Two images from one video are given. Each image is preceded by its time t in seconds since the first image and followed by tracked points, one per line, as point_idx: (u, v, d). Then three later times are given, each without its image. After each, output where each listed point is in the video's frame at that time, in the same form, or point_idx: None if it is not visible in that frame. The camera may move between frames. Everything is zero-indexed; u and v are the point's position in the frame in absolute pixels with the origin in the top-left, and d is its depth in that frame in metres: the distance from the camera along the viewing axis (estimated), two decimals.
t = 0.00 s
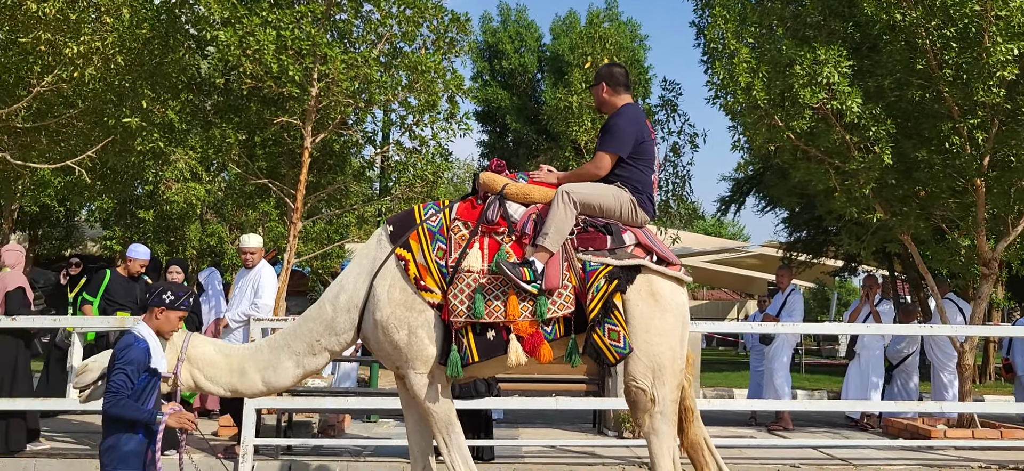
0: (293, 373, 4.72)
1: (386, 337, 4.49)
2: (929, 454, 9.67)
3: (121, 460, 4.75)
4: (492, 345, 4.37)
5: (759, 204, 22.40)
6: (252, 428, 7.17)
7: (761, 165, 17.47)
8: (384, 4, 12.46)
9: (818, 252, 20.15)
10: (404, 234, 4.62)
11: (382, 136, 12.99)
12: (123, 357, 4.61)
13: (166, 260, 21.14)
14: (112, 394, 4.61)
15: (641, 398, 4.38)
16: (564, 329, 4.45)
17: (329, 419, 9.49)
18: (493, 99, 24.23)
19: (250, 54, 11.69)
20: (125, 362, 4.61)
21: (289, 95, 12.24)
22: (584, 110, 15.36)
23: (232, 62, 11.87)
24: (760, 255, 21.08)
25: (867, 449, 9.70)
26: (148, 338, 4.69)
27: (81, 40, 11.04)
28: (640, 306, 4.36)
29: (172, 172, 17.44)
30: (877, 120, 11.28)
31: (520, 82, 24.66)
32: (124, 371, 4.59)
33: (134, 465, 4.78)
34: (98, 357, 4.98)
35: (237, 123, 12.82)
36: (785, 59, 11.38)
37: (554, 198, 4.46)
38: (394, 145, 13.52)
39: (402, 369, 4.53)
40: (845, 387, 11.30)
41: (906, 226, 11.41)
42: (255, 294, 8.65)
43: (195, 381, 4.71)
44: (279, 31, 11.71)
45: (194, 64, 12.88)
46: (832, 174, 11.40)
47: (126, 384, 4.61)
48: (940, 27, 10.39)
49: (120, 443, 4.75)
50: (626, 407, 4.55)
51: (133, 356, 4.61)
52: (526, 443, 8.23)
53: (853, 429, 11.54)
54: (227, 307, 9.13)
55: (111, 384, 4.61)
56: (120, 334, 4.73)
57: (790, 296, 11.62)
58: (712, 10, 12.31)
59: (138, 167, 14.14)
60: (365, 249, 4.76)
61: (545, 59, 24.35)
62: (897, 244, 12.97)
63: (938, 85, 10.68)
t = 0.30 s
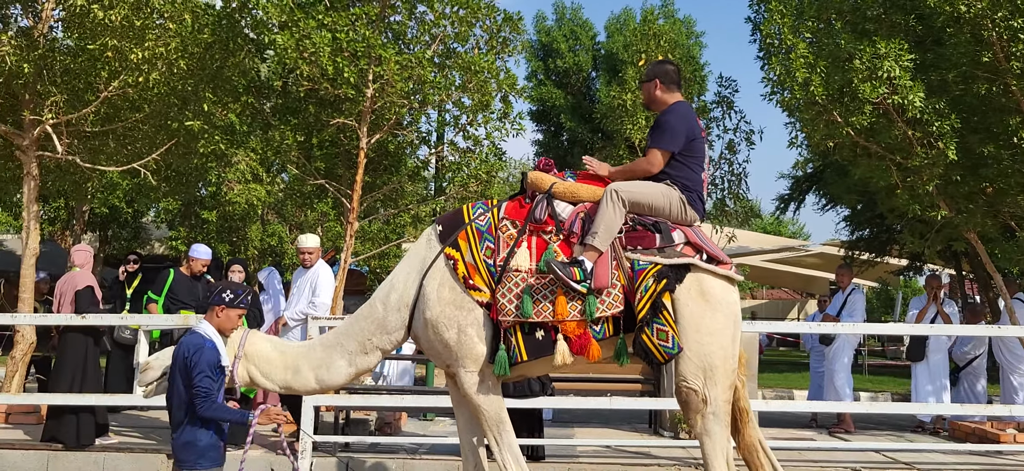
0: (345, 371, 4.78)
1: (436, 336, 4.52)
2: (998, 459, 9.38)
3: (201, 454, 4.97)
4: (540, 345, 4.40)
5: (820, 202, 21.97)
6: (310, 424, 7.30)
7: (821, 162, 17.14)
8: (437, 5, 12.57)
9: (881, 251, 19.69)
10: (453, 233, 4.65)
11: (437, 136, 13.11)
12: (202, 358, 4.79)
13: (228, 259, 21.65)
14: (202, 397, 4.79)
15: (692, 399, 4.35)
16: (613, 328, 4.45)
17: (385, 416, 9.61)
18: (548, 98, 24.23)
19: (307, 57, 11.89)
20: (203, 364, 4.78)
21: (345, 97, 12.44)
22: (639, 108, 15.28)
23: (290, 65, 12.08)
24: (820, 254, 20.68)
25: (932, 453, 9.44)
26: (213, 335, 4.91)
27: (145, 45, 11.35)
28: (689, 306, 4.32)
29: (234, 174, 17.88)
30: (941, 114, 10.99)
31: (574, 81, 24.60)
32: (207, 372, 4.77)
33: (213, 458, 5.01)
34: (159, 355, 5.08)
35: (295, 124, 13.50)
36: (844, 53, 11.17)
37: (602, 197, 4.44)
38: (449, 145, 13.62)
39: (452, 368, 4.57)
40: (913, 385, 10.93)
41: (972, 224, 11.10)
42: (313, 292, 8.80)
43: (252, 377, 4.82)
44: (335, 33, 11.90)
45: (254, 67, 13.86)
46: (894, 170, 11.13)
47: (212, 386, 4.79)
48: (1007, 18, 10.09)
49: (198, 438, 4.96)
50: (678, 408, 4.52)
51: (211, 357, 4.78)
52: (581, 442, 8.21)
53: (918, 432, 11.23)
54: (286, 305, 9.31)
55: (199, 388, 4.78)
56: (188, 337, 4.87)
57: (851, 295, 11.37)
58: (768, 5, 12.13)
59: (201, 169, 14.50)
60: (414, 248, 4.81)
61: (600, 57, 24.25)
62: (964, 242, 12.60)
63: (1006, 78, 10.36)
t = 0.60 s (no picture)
0: (347, 372, 4.78)
1: (436, 335, 4.54)
2: (1006, 458, 9.34)
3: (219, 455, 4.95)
4: (539, 341, 4.40)
5: (827, 202, 21.90)
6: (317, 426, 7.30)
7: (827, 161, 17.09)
8: (442, 6, 12.59)
9: (889, 250, 19.64)
10: (453, 233, 4.65)
11: (442, 136, 13.13)
12: (227, 361, 4.77)
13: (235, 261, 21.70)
14: (238, 399, 4.76)
15: (693, 398, 4.34)
16: (613, 326, 4.43)
17: (391, 417, 9.61)
18: (553, 99, 24.21)
19: (312, 58, 11.93)
20: (227, 366, 4.76)
21: (350, 98, 12.47)
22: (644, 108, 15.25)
23: (295, 66, 12.11)
24: (828, 253, 20.62)
25: (940, 452, 9.41)
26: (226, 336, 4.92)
27: (151, 47, 11.36)
28: (689, 304, 4.29)
29: (241, 175, 17.93)
30: (947, 112, 10.96)
31: (580, 80, 24.56)
32: (236, 374, 4.76)
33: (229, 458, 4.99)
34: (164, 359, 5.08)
35: (302, 126, 13.49)
36: (849, 51, 11.08)
37: (601, 194, 4.46)
38: (454, 145, 13.64)
39: (453, 367, 4.59)
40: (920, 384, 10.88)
41: (980, 222, 11.06)
42: (319, 293, 8.82)
43: (257, 381, 4.84)
44: (339, 34, 11.92)
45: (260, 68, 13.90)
46: (901, 169, 11.09)
47: (242, 387, 4.77)
48: (1014, 16, 10.06)
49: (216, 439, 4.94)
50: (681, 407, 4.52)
51: (234, 359, 4.78)
52: (587, 442, 8.21)
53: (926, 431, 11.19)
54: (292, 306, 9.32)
55: (233, 391, 4.75)
56: (206, 340, 4.84)
57: (859, 294, 11.33)
58: (773, 4, 12.11)
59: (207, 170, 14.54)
60: (414, 248, 4.82)
61: (606, 57, 24.20)
62: (971, 241, 12.55)
63: (1013, 76, 10.33)
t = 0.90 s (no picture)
0: (349, 376, 4.78)
1: (433, 336, 4.54)
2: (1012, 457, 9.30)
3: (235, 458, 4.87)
4: (535, 341, 4.39)
5: (831, 201, 21.86)
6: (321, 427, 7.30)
7: (831, 160, 17.06)
8: (445, 6, 12.59)
9: (894, 249, 19.60)
10: (450, 235, 4.66)
11: (446, 137, 13.14)
12: (247, 362, 4.75)
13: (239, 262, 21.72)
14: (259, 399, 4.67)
15: (693, 398, 4.33)
16: (608, 324, 4.44)
17: (395, 418, 9.60)
18: (558, 99, 24.20)
19: (315, 60, 11.95)
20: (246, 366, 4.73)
21: (354, 98, 12.49)
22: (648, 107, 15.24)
23: (298, 68, 12.14)
24: (833, 253, 20.57)
25: (946, 452, 9.39)
26: (244, 339, 4.88)
27: (155, 49, 11.38)
28: (685, 304, 4.29)
29: (246, 177, 17.98)
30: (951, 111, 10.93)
31: (584, 81, 24.53)
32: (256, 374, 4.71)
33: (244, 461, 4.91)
34: (171, 371, 5.10)
35: (305, 127, 13.62)
36: (853, 49, 10.99)
37: (596, 193, 4.45)
38: (458, 146, 13.65)
39: (452, 368, 4.59)
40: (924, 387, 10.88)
41: (984, 221, 11.04)
42: (323, 294, 8.81)
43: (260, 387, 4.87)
44: (343, 35, 11.94)
45: (263, 69, 13.95)
46: (905, 168, 11.06)
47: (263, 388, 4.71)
48: (1018, 14, 10.05)
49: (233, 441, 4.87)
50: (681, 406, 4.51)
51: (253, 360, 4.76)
52: (591, 442, 8.20)
53: (932, 431, 11.14)
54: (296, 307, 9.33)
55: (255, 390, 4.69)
56: (225, 342, 4.79)
57: (863, 293, 11.30)
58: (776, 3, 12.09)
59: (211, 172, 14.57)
60: (412, 250, 4.82)
61: (610, 57, 24.18)
62: (976, 240, 12.51)
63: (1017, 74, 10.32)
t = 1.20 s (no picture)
0: (351, 377, 4.82)
1: (426, 339, 4.59)
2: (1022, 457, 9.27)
3: (247, 457, 4.82)
4: (535, 339, 4.43)
5: (840, 201, 21.79)
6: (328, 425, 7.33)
7: (840, 159, 17.01)
8: (452, 6, 12.61)
9: (903, 249, 19.54)
10: (450, 238, 4.68)
11: (453, 136, 13.15)
12: (261, 360, 4.71)
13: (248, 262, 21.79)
14: (253, 400, 4.62)
15: (694, 396, 4.33)
16: (607, 323, 4.47)
17: (403, 417, 9.63)
18: (565, 98, 24.19)
19: (322, 60, 11.99)
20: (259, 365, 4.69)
21: (361, 98, 12.53)
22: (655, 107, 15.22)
23: (306, 68, 12.17)
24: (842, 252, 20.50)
25: (954, 451, 9.35)
26: (261, 338, 4.87)
27: (163, 50, 11.42)
28: (686, 302, 4.29)
29: (254, 177, 18.05)
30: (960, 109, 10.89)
31: (592, 80, 24.51)
32: (265, 374, 4.66)
33: (259, 460, 4.87)
34: (179, 363, 5.14)
35: (313, 127, 13.62)
36: (861, 48, 10.97)
37: (593, 191, 4.48)
38: (465, 146, 13.67)
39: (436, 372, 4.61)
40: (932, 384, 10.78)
41: (993, 220, 11.00)
42: (331, 293, 8.83)
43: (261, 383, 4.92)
44: (350, 35, 11.96)
45: (271, 69, 13.93)
46: (913, 167, 11.01)
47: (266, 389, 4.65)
48: None
49: (245, 439, 4.82)
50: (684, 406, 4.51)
51: (267, 359, 4.72)
52: (599, 441, 8.20)
53: (941, 430, 11.10)
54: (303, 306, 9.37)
55: (252, 391, 4.63)
56: (242, 339, 4.76)
57: (872, 293, 11.26)
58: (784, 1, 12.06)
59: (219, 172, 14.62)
60: (413, 253, 4.87)
61: (618, 56, 24.14)
62: (985, 238, 12.47)
63: None
